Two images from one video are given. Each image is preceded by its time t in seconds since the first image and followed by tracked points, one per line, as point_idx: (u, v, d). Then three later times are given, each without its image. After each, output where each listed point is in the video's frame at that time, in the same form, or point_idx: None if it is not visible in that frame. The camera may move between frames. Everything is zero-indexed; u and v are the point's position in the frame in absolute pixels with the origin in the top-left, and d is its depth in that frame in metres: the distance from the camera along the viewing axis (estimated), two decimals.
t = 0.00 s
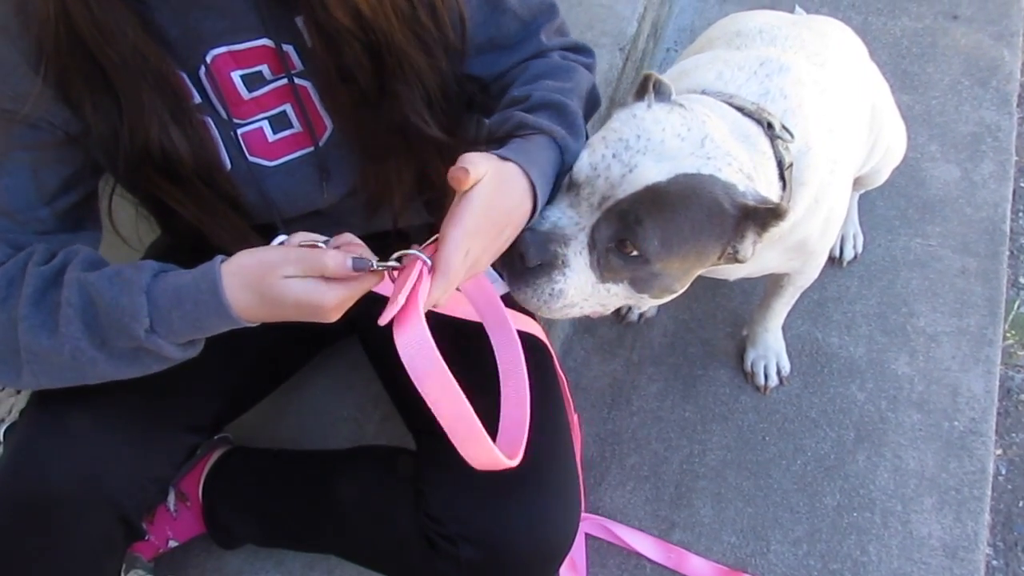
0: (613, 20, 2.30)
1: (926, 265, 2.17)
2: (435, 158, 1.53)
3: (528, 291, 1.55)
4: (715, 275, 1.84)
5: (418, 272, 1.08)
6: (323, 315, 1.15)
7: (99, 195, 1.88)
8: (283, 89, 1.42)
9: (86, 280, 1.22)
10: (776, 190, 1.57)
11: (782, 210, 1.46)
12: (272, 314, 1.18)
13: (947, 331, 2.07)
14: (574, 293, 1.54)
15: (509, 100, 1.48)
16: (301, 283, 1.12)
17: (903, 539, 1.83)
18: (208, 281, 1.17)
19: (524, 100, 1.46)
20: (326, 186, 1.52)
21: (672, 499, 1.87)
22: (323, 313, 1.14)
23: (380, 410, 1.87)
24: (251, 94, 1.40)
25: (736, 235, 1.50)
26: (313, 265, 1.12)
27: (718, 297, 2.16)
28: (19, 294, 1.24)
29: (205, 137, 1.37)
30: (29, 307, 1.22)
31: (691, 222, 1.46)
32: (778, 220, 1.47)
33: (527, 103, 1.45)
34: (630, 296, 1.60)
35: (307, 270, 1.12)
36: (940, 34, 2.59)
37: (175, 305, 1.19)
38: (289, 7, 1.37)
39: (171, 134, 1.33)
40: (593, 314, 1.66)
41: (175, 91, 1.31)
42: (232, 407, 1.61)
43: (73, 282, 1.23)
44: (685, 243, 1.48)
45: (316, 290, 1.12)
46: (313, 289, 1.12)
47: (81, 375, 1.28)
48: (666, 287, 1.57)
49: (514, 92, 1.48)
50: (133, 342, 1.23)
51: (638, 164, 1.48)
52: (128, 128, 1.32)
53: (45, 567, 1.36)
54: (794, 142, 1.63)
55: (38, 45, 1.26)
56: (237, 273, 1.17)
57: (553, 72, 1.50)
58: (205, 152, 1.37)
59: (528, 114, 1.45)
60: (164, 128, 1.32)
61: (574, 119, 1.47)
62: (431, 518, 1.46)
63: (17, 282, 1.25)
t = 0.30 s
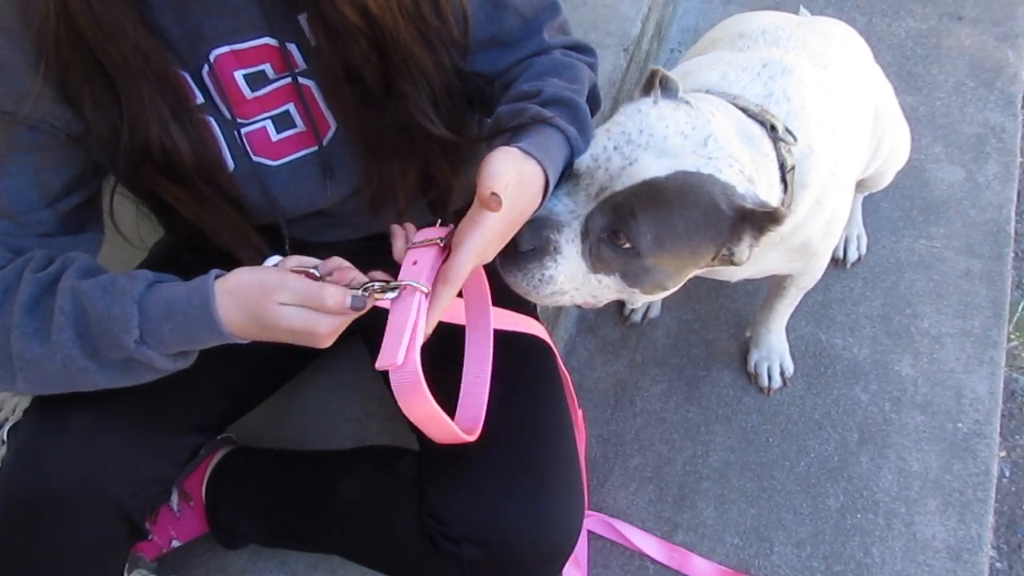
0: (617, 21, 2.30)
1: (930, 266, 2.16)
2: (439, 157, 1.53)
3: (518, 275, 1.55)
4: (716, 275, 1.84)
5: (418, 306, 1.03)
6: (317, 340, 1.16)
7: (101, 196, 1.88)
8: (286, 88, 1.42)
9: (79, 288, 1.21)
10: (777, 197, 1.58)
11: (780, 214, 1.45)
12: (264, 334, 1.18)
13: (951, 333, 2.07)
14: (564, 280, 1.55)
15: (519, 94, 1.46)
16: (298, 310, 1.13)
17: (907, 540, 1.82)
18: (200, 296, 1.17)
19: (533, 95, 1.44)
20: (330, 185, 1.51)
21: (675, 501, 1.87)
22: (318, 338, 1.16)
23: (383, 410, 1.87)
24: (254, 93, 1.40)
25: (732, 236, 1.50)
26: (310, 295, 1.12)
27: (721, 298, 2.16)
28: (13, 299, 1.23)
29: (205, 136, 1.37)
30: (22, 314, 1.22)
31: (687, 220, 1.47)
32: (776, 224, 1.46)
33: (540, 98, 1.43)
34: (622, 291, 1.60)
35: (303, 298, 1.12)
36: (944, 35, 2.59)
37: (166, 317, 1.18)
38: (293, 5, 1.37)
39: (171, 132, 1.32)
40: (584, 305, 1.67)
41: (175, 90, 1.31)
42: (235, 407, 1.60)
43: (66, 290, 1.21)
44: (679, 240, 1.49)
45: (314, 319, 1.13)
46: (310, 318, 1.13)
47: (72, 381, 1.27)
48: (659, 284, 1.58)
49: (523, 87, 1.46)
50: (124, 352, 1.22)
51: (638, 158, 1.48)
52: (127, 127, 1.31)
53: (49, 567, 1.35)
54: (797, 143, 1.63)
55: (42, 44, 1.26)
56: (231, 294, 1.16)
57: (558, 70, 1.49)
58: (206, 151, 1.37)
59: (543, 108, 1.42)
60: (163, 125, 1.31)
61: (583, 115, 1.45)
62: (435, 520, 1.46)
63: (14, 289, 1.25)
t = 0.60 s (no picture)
0: (619, 20, 2.29)
1: (933, 265, 2.16)
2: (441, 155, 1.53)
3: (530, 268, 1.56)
4: (720, 274, 1.83)
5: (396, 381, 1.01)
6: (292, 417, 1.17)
7: (102, 196, 1.88)
8: (288, 87, 1.42)
9: (62, 320, 1.20)
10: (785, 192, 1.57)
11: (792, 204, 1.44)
12: (239, 401, 1.18)
13: (954, 332, 2.06)
14: (575, 274, 1.55)
15: (524, 87, 1.46)
16: (282, 386, 1.13)
17: (910, 540, 1.82)
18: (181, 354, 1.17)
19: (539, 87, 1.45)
20: (332, 184, 1.51)
21: (678, 500, 1.87)
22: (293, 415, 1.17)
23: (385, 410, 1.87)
24: (255, 91, 1.40)
25: (743, 227, 1.49)
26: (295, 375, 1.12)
27: (723, 297, 2.16)
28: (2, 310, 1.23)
29: (204, 134, 1.36)
30: (7, 334, 1.21)
31: (697, 210, 1.46)
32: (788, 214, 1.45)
33: (546, 90, 1.43)
34: (633, 283, 1.60)
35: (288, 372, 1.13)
36: (946, 34, 2.58)
37: (142, 367, 1.18)
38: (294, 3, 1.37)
39: (171, 128, 1.32)
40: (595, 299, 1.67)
41: (175, 86, 1.30)
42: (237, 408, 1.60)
43: (50, 321, 1.21)
44: (690, 231, 1.48)
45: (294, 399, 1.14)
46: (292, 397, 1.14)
47: (44, 406, 1.25)
48: (671, 276, 1.57)
49: (528, 81, 1.47)
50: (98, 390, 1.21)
51: (648, 150, 1.48)
52: (127, 124, 1.31)
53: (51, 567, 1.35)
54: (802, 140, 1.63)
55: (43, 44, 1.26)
56: (218, 359, 1.17)
57: (562, 64, 1.50)
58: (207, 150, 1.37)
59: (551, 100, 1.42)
60: (163, 121, 1.31)
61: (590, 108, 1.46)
62: (438, 520, 1.46)
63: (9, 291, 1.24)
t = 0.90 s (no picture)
0: (620, 19, 2.29)
1: (934, 265, 2.16)
2: (443, 155, 1.52)
3: (574, 251, 1.51)
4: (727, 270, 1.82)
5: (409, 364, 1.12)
6: (288, 415, 1.16)
7: (102, 196, 1.87)
8: (289, 88, 1.42)
9: (71, 307, 1.23)
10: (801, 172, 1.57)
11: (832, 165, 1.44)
12: (236, 396, 1.18)
13: (956, 331, 2.06)
14: (622, 255, 1.51)
15: (528, 89, 1.47)
16: (289, 373, 1.15)
17: (912, 539, 1.82)
18: (192, 343, 1.20)
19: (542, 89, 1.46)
20: (333, 184, 1.51)
21: (680, 500, 1.87)
22: (289, 412, 1.16)
23: (386, 410, 1.87)
24: (256, 92, 1.40)
25: (787, 192, 1.49)
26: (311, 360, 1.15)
27: (724, 296, 2.16)
28: (6, 306, 1.23)
29: (205, 134, 1.36)
30: (9, 326, 1.21)
31: (742, 178, 1.45)
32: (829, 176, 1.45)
33: (550, 94, 1.45)
34: (675, 266, 1.55)
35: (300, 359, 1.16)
36: (947, 33, 2.58)
37: (146, 350, 1.19)
38: (295, 3, 1.37)
39: (170, 129, 1.32)
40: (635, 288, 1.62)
41: (174, 86, 1.31)
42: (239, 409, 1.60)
43: (58, 311, 1.22)
44: (738, 200, 1.46)
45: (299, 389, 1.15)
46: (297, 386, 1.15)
47: (37, 399, 1.24)
48: (717, 252, 1.53)
49: (532, 82, 1.48)
50: (94, 379, 1.21)
51: (685, 122, 1.46)
52: (126, 124, 1.31)
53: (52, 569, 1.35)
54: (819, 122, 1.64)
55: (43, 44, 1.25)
56: (228, 351, 1.19)
57: (566, 64, 1.51)
58: (206, 151, 1.37)
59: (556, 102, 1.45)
60: (163, 121, 1.31)
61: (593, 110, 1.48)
62: (440, 520, 1.46)
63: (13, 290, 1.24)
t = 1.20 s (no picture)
0: (620, 19, 2.29)
1: (934, 263, 2.16)
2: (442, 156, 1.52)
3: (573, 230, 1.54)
4: (731, 268, 1.80)
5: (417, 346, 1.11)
6: (287, 405, 1.17)
7: (102, 198, 1.87)
8: (286, 89, 1.42)
9: (74, 300, 1.23)
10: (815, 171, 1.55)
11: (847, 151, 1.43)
12: (238, 383, 1.19)
13: (956, 329, 2.06)
14: (621, 237, 1.52)
15: (523, 88, 1.47)
16: (291, 363, 1.16)
17: (913, 538, 1.82)
18: (195, 331, 1.20)
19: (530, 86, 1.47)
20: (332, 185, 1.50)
21: (680, 500, 1.87)
22: (289, 402, 1.17)
23: (387, 412, 1.87)
24: (254, 94, 1.40)
25: (799, 179, 1.46)
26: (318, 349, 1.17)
27: (725, 296, 2.16)
28: (8, 303, 1.23)
29: (202, 135, 1.36)
30: (11, 321, 1.21)
31: (751, 163, 1.44)
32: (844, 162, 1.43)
33: (544, 94, 1.46)
34: (680, 253, 1.55)
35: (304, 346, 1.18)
36: (947, 31, 2.58)
37: (149, 339, 1.19)
38: (291, 5, 1.38)
39: (168, 130, 1.32)
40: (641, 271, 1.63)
41: (171, 88, 1.30)
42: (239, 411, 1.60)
43: (61, 304, 1.22)
44: (744, 185, 1.45)
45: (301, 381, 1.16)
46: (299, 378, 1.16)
47: (39, 395, 1.24)
48: (724, 238, 1.51)
49: (527, 80, 1.48)
50: (97, 371, 1.20)
51: (695, 105, 1.46)
52: (124, 125, 1.31)
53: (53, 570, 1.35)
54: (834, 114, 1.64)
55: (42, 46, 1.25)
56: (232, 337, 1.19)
57: (562, 63, 1.52)
58: (202, 153, 1.36)
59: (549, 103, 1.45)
60: (161, 122, 1.31)
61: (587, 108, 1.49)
62: (439, 520, 1.46)
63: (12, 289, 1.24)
